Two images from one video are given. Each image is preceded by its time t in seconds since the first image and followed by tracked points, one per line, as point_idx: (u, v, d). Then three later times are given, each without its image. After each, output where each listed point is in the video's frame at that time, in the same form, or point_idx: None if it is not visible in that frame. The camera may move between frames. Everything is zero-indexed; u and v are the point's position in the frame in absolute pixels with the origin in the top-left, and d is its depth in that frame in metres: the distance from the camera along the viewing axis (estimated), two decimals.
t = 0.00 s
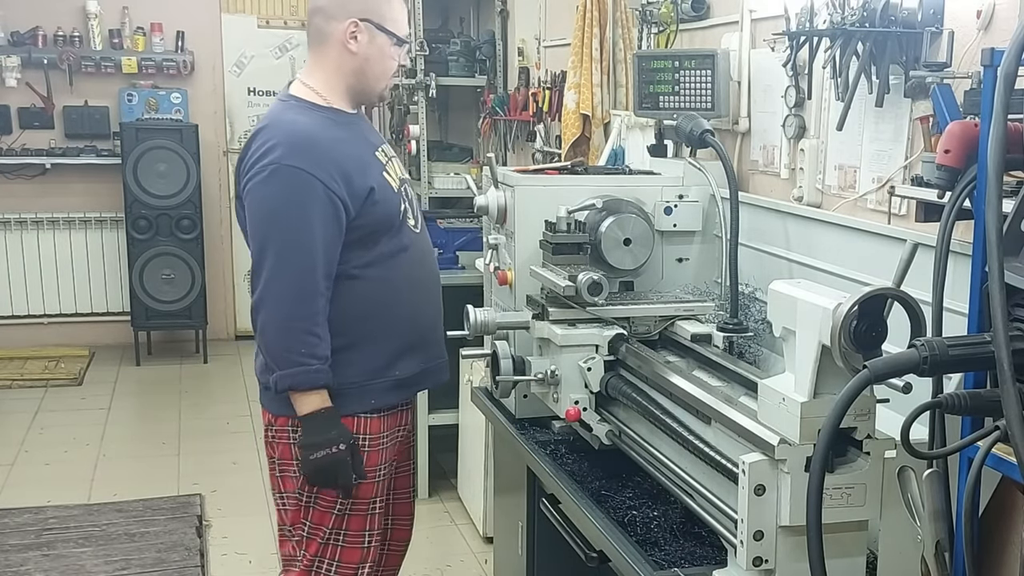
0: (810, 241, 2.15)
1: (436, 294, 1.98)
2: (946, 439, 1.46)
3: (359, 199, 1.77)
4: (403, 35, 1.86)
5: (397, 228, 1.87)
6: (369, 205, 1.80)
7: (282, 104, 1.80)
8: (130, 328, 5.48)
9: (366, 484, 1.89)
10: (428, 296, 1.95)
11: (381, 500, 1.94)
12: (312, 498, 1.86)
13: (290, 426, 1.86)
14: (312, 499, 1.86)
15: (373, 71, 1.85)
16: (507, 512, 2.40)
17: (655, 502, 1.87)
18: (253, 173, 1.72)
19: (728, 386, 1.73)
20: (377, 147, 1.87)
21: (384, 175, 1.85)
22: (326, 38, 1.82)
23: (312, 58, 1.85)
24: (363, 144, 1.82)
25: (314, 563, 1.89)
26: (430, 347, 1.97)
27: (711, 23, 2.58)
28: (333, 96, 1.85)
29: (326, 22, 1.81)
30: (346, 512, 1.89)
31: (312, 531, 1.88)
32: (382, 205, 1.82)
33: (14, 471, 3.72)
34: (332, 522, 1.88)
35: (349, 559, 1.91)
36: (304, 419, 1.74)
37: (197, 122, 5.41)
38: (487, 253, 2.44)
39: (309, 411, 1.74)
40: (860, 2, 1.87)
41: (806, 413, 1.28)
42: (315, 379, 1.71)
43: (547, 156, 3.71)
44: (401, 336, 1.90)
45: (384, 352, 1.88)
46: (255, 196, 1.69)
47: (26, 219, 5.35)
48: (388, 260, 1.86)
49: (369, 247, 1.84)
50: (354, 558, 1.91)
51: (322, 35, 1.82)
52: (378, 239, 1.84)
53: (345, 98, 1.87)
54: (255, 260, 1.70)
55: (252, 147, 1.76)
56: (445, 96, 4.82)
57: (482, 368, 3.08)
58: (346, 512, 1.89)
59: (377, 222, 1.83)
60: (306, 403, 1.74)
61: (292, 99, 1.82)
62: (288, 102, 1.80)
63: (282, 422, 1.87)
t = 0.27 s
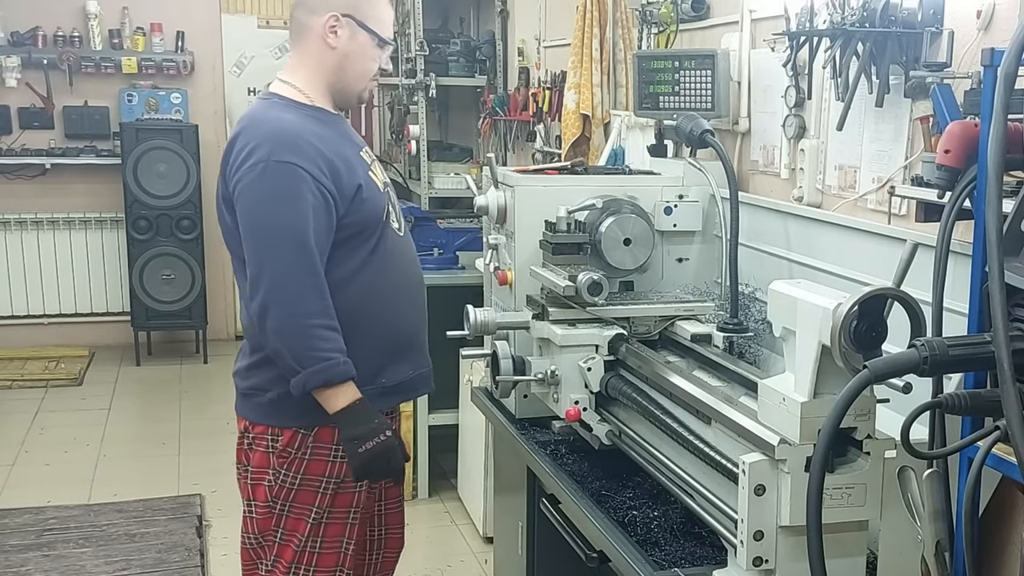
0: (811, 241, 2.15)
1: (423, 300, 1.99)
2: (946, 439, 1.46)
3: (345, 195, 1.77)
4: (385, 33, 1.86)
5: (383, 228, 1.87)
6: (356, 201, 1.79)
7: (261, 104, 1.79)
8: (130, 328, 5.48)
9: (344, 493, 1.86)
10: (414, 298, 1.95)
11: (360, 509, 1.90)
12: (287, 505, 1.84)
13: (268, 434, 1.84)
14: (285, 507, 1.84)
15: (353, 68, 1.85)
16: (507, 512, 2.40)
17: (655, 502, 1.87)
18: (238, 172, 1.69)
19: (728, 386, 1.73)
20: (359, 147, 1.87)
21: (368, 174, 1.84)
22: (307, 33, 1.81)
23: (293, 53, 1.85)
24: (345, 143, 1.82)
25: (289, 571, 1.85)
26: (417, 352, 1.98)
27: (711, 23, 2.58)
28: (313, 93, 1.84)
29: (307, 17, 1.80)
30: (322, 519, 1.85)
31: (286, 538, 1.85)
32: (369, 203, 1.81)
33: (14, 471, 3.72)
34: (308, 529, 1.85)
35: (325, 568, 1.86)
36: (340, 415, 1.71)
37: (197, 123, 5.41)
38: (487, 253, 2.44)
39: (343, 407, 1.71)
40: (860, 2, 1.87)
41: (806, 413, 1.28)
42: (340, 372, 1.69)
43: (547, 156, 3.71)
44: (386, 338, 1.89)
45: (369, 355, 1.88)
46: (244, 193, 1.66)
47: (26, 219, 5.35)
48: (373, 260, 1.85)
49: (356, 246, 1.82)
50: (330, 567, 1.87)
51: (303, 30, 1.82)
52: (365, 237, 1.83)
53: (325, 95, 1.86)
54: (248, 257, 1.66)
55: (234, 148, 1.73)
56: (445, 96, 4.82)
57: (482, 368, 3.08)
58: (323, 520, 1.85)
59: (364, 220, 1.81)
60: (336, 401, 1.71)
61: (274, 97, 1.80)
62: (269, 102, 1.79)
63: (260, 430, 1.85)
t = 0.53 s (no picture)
0: (811, 241, 2.15)
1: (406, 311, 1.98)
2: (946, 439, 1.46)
3: (340, 198, 1.77)
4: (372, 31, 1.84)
5: (373, 232, 1.87)
6: (350, 204, 1.79)
7: (253, 103, 1.78)
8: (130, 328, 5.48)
9: (335, 502, 1.85)
10: (401, 305, 1.95)
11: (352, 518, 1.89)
12: (277, 516, 1.83)
13: (256, 445, 1.84)
14: (275, 519, 1.83)
15: (338, 65, 1.83)
16: (507, 512, 2.40)
17: (655, 502, 1.87)
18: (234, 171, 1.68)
19: (728, 386, 1.73)
20: (350, 151, 1.87)
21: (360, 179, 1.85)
22: (295, 29, 1.82)
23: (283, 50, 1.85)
24: (337, 146, 1.82)
25: None
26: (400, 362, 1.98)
27: (711, 23, 2.58)
28: (303, 92, 1.84)
29: (293, 13, 1.81)
30: (313, 529, 1.84)
31: (277, 549, 1.84)
32: (361, 207, 1.82)
33: (14, 471, 3.72)
34: (299, 539, 1.84)
35: None
36: (341, 422, 1.74)
37: (196, 123, 5.41)
38: (487, 253, 2.44)
39: (344, 415, 1.73)
40: (860, 2, 1.87)
41: (806, 413, 1.28)
42: (342, 380, 1.70)
43: (547, 156, 3.71)
44: (374, 344, 1.90)
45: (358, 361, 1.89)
46: (241, 191, 1.65)
47: (26, 219, 5.36)
48: (365, 265, 1.85)
49: (348, 250, 1.82)
50: None
51: (291, 27, 1.82)
52: (357, 241, 1.83)
53: (314, 93, 1.86)
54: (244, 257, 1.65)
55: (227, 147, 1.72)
56: (445, 96, 4.82)
57: (482, 368, 3.08)
58: (314, 530, 1.85)
59: (356, 224, 1.82)
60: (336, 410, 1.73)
61: (264, 95, 1.80)
62: (260, 101, 1.78)
63: (247, 441, 1.85)
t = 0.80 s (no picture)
0: (810, 241, 2.15)
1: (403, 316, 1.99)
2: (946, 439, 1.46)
3: (345, 204, 1.77)
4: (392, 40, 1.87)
5: (374, 239, 1.88)
6: (353, 211, 1.79)
7: (264, 101, 1.78)
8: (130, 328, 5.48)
9: (334, 505, 1.86)
10: (397, 311, 1.95)
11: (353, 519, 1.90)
12: (278, 520, 1.84)
13: (255, 448, 1.84)
14: (275, 522, 1.84)
15: (358, 72, 1.85)
16: (507, 511, 2.41)
17: (655, 502, 1.87)
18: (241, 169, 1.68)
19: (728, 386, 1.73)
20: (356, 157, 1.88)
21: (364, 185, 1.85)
22: (315, 33, 1.81)
23: (295, 50, 1.84)
24: (343, 152, 1.82)
25: None
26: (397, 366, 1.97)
27: (711, 23, 2.58)
28: (315, 95, 1.85)
29: (316, 17, 1.80)
30: (314, 532, 1.86)
31: (278, 552, 1.86)
32: (364, 213, 1.82)
33: (15, 471, 3.72)
34: (300, 542, 1.85)
35: None
36: (324, 434, 1.74)
37: (197, 123, 5.41)
38: (487, 253, 2.45)
39: (330, 427, 1.74)
40: (860, 2, 1.87)
41: (806, 413, 1.28)
42: (332, 391, 1.71)
43: (547, 156, 3.71)
44: (372, 349, 1.90)
45: (354, 366, 1.89)
46: (248, 192, 1.65)
47: (26, 219, 5.36)
48: (364, 271, 1.86)
49: (349, 255, 1.82)
50: None
51: (311, 30, 1.81)
52: (358, 248, 1.83)
53: (324, 96, 1.86)
54: (248, 258, 1.65)
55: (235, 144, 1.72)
56: (445, 96, 4.82)
57: (482, 368, 3.09)
58: (315, 532, 1.86)
59: (358, 230, 1.82)
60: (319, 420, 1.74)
61: (274, 95, 1.79)
62: (270, 100, 1.78)
63: (246, 444, 1.84)
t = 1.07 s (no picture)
0: (810, 241, 2.15)
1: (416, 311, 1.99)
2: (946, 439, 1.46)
3: (351, 199, 1.77)
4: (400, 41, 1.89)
5: (383, 236, 1.87)
6: (360, 207, 1.79)
7: (273, 98, 1.78)
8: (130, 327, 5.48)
9: (347, 496, 1.88)
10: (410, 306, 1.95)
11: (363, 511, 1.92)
12: (291, 510, 1.85)
13: (269, 438, 1.85)
14: (288, 513, 1.86)
15: (367, 73, 1.87)
16: (507, 511, 2.41)
17: (655, 502, 1.88)
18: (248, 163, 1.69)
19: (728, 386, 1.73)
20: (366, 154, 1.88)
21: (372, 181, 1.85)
22: (325, 35, 1.81)
23: (303, 51, 1.84)
24: (351, 148, 1.82)
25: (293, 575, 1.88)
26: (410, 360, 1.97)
27: (711, 23, 2.58)
28: (324, 96, 1.85)
29: (326, 19, 1.80)
30: (326, 523, 1.88)
31: (290, 543, 1.87)
32: (372, 209, 1.82)
33: (15, 471, 3.72)
34: (312, 533, 1.87)
35: (330, 570, 1.90)
36: (326, 421, 1.73)
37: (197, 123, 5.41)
38: (488, 253, 2.45)
39: (332, 414, 1.73)
40: (860, 2, 1.87)
41: (805, 413, 1.28)
42: (333, 379, 1.70)
43: (547, 156, 3.71)
44: (382, 345, 1.90)
45: (366, 359, 1.89)
46: (253, 187, 1.65)
47: (26, 219, 5.36)
48: (373, 268, 1.86)
49: (356, 252, 1.82)
50: (335, 569, 1.90)
51: (321, 32, 1.81)
52: (366, 245, 1.83)
53: (334, 96, 1.87)
54: (252, 252, 1.65)
55: (242, 140, 1.73)
56: (446, 96, 4.82)
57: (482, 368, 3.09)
58: (327, 523, 1.88)
59: (365, 227, 1.82)
60: (322, 405, 1.72)
61: (283, 93, 1.80)
62: (279, 97, 1.79)
63: (260, 435, 1.85)
